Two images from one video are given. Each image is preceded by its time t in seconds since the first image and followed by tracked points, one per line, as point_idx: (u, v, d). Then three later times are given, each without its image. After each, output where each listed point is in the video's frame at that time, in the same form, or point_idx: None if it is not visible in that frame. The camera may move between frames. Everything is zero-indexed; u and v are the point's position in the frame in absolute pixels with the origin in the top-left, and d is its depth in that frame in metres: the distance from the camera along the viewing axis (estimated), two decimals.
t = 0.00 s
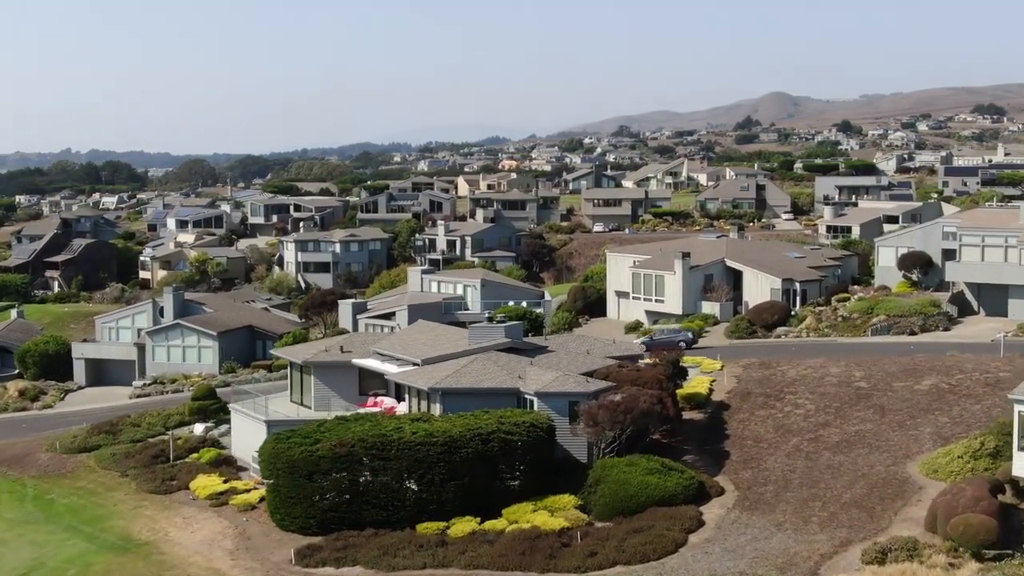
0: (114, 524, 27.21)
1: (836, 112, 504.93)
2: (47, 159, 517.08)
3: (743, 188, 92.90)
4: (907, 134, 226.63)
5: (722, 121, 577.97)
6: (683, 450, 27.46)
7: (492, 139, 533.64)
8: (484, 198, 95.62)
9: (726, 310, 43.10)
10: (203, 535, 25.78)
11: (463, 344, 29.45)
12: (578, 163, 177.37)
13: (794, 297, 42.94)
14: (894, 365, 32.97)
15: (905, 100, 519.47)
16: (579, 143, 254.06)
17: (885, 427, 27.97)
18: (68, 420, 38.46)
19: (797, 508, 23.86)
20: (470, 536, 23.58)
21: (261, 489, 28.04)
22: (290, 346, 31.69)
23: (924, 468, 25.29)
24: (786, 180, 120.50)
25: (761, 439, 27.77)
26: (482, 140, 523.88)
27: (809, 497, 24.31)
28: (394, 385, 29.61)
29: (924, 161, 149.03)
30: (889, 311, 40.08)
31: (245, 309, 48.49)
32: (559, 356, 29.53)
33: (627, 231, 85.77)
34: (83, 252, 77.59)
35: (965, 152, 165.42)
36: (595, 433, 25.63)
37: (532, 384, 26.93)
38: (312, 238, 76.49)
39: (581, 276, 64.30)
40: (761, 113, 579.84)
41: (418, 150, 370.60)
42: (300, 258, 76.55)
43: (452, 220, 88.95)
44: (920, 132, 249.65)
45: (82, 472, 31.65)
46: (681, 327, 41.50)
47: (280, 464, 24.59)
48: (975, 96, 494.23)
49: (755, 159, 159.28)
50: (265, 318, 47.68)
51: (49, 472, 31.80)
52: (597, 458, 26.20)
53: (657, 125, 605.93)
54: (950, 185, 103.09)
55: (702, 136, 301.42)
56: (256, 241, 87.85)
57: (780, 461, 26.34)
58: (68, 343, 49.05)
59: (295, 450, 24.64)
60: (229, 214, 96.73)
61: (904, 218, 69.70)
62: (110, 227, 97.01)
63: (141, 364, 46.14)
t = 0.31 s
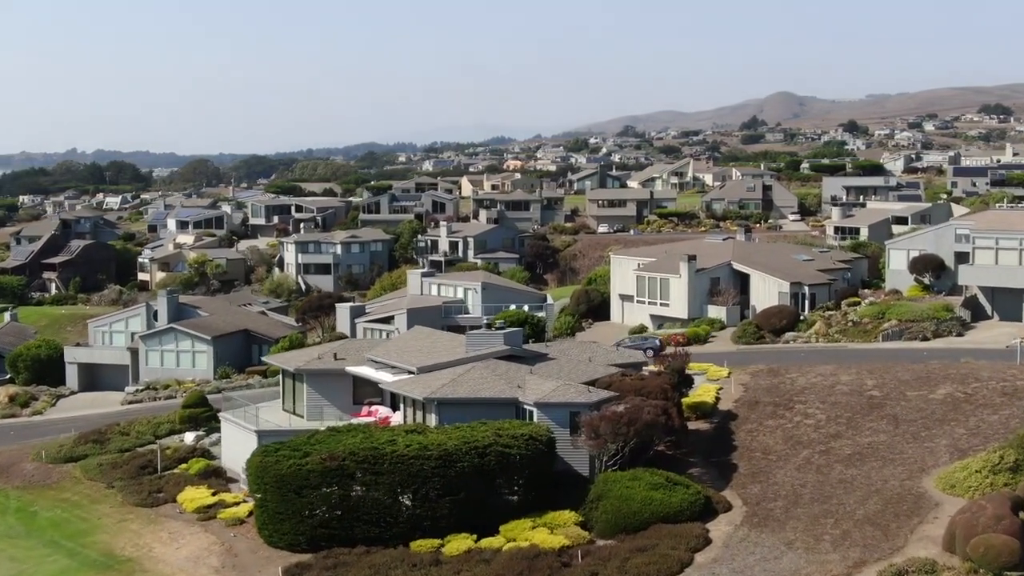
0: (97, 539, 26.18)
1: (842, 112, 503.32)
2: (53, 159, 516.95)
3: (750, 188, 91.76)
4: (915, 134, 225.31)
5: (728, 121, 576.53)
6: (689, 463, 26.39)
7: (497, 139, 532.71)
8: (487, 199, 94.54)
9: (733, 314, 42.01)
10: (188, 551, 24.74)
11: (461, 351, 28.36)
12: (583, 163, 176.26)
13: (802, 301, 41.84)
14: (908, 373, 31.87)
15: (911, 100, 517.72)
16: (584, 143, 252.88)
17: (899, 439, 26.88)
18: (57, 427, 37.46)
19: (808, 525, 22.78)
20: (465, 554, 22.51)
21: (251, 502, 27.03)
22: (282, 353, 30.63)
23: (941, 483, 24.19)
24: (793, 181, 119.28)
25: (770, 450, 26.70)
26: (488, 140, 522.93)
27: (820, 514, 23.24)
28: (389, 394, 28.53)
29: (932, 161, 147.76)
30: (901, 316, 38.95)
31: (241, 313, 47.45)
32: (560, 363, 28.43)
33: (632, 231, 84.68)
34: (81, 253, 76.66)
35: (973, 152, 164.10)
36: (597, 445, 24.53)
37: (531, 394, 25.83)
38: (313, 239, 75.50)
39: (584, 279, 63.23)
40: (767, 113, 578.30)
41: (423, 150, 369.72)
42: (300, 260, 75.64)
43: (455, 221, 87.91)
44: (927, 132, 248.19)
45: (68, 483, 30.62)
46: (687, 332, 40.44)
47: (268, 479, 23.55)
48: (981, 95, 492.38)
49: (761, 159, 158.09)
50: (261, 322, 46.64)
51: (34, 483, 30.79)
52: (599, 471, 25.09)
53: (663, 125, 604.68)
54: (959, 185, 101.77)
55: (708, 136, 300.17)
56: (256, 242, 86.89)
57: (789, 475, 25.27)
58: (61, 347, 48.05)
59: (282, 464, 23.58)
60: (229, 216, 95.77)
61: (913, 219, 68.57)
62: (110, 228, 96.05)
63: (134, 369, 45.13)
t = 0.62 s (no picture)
0: (78, 555, 25.19)
1: (849, 112, 501.59)
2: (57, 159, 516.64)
3: (756, 189, 90.59)
4: (921, 134, 224.01)
5: (734, 121, 575.13)
6: (695, 477, 25.31)
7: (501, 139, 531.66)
8: (490, 199, 93.42)
9: (740, 319, 40.94)
10: (173, 568, 23.75)
11: (457, 358, 27.28)
12: (587, 163, 175.12)
13: (811, 305, 40.72)
14: (922, 382, 30.78)
15: (917, 100, 515.82)
16: (589, 143, 251.78)
17: (914, 451, 25.80)
18: (45, 434, 36.46)
19: (821, 545, 21.72)
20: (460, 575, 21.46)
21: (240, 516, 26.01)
22: (274, 361, 29.59)
23: (959, 499, 23.10)
24: (800, 181, 118.12)
25: (780, 464, 25.63)
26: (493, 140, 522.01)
27: (834, 532, 22.16)
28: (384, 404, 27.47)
29: (940, 161, 146.54)
30: (913, 321, 37.85)
31: (237, 317, 46.42)
32: (562, 371, 27.33)
33: (637, 233, 83.57)
34: (79, 255, 75.71)
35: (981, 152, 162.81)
36: (599, 459, 23.46)
37: (531, 404, 24.75)
38: (313, 241, 74.50)
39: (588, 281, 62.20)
40: (773, 113, 576.69)
41: (429, 150, 368.94)
42: (300, 262, 74.69)
43: (458, 222, 86.86)
44: (933, 131, 246.78)
45: (52, 494, 29.65)
46: (693, 337, 39.42)
47: (255, 494, 22.53)
48: (988, 95, 490.51)
49: (767, 159, 156.89)
50: (257, 326, 45.61)
51: (17, 494, 29.81)
52: (601, 486, 24.03)
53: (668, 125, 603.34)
54: (968, 186, 100.57)
55: (714, 136, 298.81)
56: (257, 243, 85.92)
57: (800, 490, 24.21)
58: (54, 351, 47.10)
59: (270, 479, 22.55)
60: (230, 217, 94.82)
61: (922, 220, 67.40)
62: (109, 229, 95.13)
63: (127, 375, 44.12)
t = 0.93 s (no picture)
0: (58, 572, 24.17)
1: (855, 112, 499.95)
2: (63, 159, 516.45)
3: (763, 189, 89.44)
4: (927, 134, 222.76)
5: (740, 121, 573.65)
6: (702, 492, 24.25)
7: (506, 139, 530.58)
8: (494, 200, 92.31)
9: (747, 324, 39.85)
10: None
11: (454, 367, 26.20)
12: (593, 163, 173.97)
13: (821, 310, 39.63)
14: (938, 391, 29.67)
15: (923, 100, 514.04)
16: (595, 143, 250.60)
17: (931, 465, 24.71)
18: (33, 443, 35.47)
19: (834, 566, 20.64)
20: None
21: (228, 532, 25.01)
22: (265, 369, 28.58)
23: (979, 516, 22.00)
24: (807, 181, 116.92)
25: (791, 478, 24.57)
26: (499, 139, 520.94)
27: (848, 553, 21.08)
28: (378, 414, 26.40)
29: (947, 161, 145.24)
30: (926, 326, 36.73)
31: (233, 321, 45.40)
32: (563, 380, 26.25)
33: (642, 233, 82.47)
34: (77, 256, 74.77)
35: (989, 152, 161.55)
36: (602, 475, 22.41)
37: (530, 416, 23.67)
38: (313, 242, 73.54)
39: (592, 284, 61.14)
40: (778, 113, 575.23)
41: (434, 151, 368.03)
42: (301, 263, 73.71)
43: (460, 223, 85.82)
44: (940, 131, 245.33)
45: (36, 507, 28.62)
46: (699, 342, 38.37)
47: (240, 511, 21.48)
48: (994, 95, 488.59)
49: (774, 159, 155.70)
50: (253, 330, 44.57)
51: None
52: (604, 503, 22.97)
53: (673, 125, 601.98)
54: (977, 186, 99.37)
55: (720, 136, 297.58)
56: (258, 244, 84.95)
57: (812, 506, 23.15)
58: (46, 356, 46.09)
59: (256, 496, 21.50)
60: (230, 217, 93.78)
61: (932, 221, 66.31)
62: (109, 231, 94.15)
63: (119, 380, 43.12)
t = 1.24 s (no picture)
0: None
1: (862, 113, 497.88)
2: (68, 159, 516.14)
3: (771, 190, 88.13)
4: (934, 134, 221.33)
5: (746, 121, 571.97)
6: (710, 510, 23.04)
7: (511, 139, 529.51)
8: (498, 201, 91.08)
9: (756, 329, 38.62)
10: None
11: (449, 377, 25.02)
12: (598, 163, 172.76)
13: (833, 315, 38.39)
14: (957, 402, 28.45)
15: (930, 99, 511.88)
16: (601, 143, 249.31)
17: (951, 482, 23.50)
18: (18, 453, 34.38)
19: None
20: None
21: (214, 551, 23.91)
22: (254, 379, 27.44)
23: (1004, 538, 20.77)
24: (815, 182, 115.64)
25: (804, 495, 23.38)
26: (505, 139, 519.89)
27: None
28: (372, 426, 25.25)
29: (956, 161, 143.87)
30: (942, 333, 35.49)
31: (228, 325, 44.28)
32: (564, 391, 25.05)
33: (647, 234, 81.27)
34: (74, 258, 73.68)
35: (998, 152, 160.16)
36: (604, 493, 21.20)
37: (529, 430, 22.48)
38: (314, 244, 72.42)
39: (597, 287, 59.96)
40: (785, 113, 573.20)
41: (440, 151, 366.97)
42: (301, 265, 72.60)
43: (464, 224, 84.67)
44: (948, 131, 243.73)
45: (16, 522, 27.52)
46: (706, 348, 37.21)
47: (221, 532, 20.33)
48: (1002, 95, 486.53)
49: (781, 159, 154.37)
50: (248, 335, 43.42)
51: None
52: (606, 523, 21.77)
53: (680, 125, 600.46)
54: (987, 187, 98.04)
55: (727, 136, 296.05)
56: (259, 246, 83.84)
57: (827, 526, 21.96)
58: (37, 361, 45.01)
59: (238, 516, 20.35)
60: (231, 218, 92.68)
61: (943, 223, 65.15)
62: (108, 233, 93.12)
63: (111, 387, 42.01)
